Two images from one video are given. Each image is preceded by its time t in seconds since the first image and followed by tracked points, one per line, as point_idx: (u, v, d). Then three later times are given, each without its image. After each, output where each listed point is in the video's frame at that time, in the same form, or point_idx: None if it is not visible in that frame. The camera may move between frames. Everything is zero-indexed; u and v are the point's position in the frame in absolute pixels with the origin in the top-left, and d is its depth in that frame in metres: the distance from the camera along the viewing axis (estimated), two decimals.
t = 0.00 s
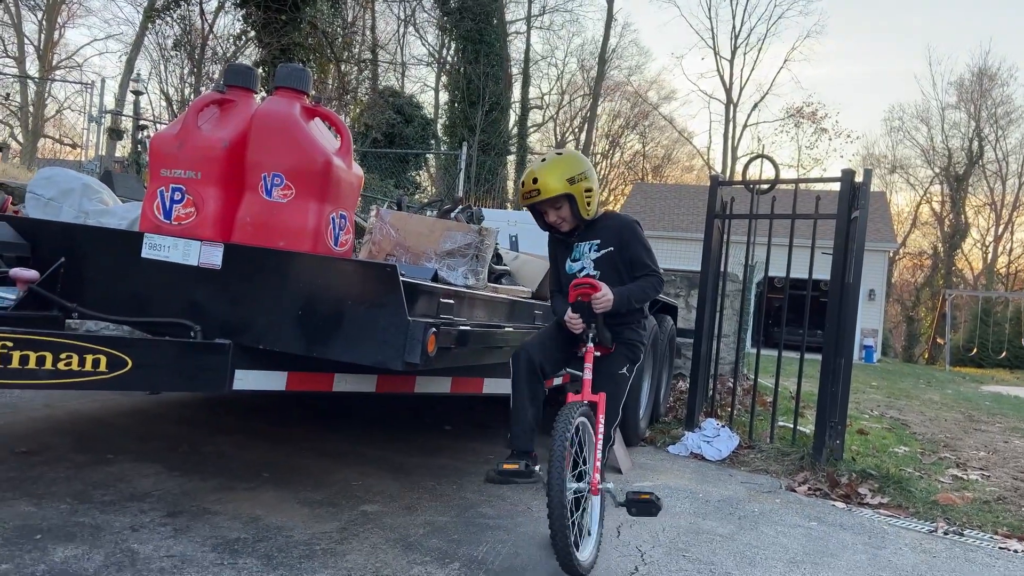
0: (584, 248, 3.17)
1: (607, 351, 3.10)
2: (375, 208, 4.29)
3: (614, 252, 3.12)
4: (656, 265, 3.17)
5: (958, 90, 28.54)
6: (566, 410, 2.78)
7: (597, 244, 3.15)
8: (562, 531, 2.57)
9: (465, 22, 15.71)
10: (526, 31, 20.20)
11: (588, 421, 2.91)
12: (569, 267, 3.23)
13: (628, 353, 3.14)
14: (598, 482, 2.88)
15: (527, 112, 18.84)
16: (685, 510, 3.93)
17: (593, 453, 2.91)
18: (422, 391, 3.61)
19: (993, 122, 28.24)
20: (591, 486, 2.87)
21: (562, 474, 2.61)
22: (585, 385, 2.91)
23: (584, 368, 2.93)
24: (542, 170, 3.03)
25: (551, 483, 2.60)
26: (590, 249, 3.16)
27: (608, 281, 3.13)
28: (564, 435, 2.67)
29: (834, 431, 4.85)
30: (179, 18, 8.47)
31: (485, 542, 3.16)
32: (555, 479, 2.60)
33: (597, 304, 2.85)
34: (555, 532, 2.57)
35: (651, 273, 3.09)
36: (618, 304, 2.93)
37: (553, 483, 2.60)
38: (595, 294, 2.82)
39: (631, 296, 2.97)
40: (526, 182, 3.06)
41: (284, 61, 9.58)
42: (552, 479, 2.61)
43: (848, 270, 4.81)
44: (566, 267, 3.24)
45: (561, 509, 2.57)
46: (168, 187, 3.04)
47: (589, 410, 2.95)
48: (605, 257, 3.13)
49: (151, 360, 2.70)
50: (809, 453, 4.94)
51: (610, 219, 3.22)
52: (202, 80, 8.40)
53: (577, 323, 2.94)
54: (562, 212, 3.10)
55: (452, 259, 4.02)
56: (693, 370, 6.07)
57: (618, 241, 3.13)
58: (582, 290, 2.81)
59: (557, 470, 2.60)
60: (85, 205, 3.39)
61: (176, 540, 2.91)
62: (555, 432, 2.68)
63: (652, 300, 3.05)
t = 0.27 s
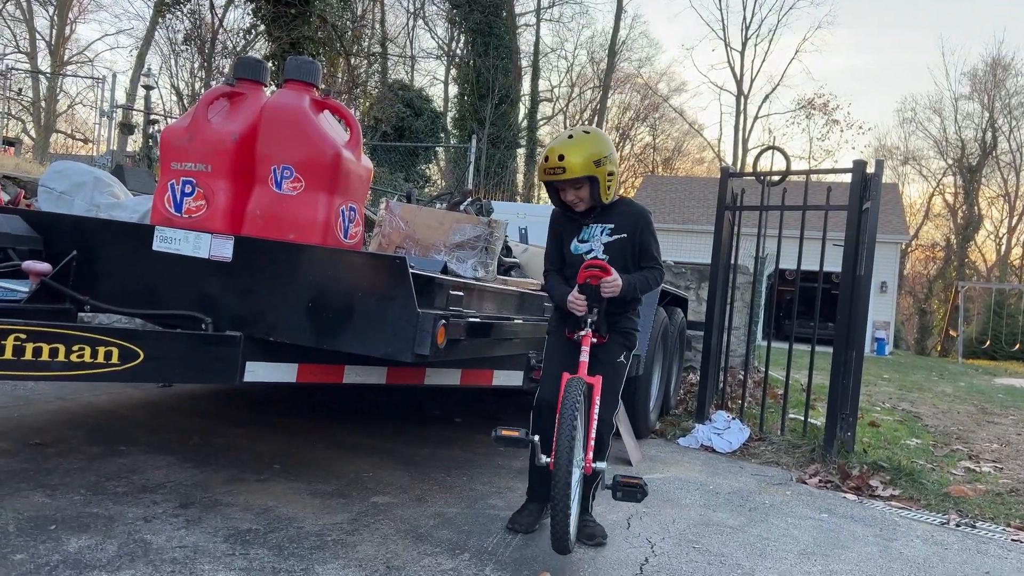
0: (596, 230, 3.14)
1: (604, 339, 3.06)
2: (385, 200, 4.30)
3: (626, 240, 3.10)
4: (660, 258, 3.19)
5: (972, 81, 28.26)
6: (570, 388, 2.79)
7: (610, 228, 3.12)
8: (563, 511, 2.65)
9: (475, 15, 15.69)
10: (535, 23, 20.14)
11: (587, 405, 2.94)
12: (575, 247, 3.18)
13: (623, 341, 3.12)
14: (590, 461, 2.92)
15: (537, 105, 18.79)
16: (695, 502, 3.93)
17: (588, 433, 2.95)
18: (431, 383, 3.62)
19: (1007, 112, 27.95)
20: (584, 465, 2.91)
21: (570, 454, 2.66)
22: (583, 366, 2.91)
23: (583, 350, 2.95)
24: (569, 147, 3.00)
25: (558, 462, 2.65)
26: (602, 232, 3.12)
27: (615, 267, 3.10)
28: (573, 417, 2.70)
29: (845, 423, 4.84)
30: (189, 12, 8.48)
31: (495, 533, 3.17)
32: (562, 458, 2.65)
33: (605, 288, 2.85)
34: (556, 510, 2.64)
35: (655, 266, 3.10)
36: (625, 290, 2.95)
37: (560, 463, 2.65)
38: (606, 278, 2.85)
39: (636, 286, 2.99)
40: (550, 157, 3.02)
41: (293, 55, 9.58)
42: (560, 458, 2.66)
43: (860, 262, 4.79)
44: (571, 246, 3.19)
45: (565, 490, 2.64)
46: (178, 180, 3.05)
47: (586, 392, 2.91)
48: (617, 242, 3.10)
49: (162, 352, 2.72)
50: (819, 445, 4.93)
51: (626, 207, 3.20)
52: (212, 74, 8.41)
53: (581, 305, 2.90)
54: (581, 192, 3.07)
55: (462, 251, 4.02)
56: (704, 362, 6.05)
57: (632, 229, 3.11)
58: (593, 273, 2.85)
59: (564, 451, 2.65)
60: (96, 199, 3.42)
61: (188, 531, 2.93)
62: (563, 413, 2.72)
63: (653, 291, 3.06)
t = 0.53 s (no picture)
0: (607, 221, 3.12)
1: (608, 333, 3.07)
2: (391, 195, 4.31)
3: (637, 234, 3.09)
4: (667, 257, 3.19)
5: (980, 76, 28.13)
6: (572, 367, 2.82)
7: (621, 221, 3.10)
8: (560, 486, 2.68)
9: (480, 11, 15.68)
10: (540, 19, 20.10)
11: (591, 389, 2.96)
12: (584, 237, 3.16)
13: (628, 335, 3.12)
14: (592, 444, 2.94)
15: (542, 101, 18.77)
16: (699, 497, 3.93)
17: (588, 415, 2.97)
18: (436, 377, 3.63)
19: (1015, 107, 27.82)
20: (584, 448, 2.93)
21: (569, 432, 2.69)
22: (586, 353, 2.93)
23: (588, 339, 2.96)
24: (593, 132, 3.04)
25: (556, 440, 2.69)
26: (613, 223, 3.11)
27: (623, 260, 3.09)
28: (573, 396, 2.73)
29: (850, 418, 4.83)
30: (195, 8, 8.50)
31: (499, 527, 3.18)
32: (561, 436, 2.69)
33: (612, 278, 2.87)
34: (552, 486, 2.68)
35: (662, 263, 3.10)
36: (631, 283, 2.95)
37: (558, 440, 2.69)
38: (613, 267, 2.88)
39: (642, 280, 2.98)
40: (574, 138, 3.06)
41: (299, 51, 9.58)
42: (558, 435, 2.69)
43: (865, 257, 4.79)
44: (580, 235, 3.17)
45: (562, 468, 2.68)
46: (184, 174, 3.07)
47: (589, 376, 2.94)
48: (628, 235, 3.09)
49: (167, 346, 2.73)
50: (824, 441, 4.92)
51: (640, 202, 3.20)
52: (218, 70, 8.42)
53: (587, 295, 2.91)
54: (599, 178, 3.08)
55: (466, 245, 4.02)
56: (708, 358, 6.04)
57: (643, 223, 3.10)
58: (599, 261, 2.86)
59: (563, 429, 2.68)
60: (102, 193, 3.43)
61: (194, 524, 2.95)
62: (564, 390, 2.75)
63: (658, 288, 3.06)
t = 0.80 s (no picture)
0: (606, 225, 3.12)
1: (607, 333, 3.06)
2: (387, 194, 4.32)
3: (635, 236, 3.09)
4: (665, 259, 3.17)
5: (979, 75, 28.12)
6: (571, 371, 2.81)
7: (619, 225, 3.10)
8: (563, 490, 2.66)
9: (479, 9, 15.67)
10: (540, 17, 20.08)
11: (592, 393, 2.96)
12: (583, 241, 3.16)
13: (627, 336, 3.12)
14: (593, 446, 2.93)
15: (542, 99, 18.74)
16: (696, 496, 3.92)
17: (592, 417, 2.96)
18: (431, 377, 3.62)
19: (1014, 106, 27.82)
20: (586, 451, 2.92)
21: (570, 435, 2.69)
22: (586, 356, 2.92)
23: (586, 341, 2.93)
24: (601, 133, 3.07)
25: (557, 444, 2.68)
26: (612, 227, 3.11)
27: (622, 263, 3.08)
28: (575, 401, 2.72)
29: (847, 418, 4.82)
30: (193, 7, 8.47)
31: (495, 527, 3.17)
32: (562, 440, 2.67)
33: (609, 278, 2.86)
34: (556, 491, 2.65)
35: (659, 266, 3.08)
36: (629, 284, 2.95)
37: (560, 443, 2.68)
38: (609, 268, 2.86)
39: (640, 281, 2.98)
40: (582, 137, 3.09)
41: (297, 49, 9.56)
42: (559, 439, 2.68)
43: (863, 255, 4.77)
44: (579, 239, 3.17)
45: (565, 473, 2.65)
46: (178, 174, 3.06)
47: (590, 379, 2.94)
48: (626, 238, 3.08)
49: (161, 346, 2.72)
50: (821, 440, 4.92)
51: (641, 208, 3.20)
52: (216, 69, 8.41)
53: (585, 296, 2.89)
54: (602, 179, 3.09)
55: (462, 245, 4.01)
56: (706, 357, 6.04)
57: (641, 227, 3.09)
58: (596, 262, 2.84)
59: (563, 433, 2.67)
60: (97, 191, 3.42)
61: (188, 524, 2.95)
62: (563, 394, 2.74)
63: (657, 291, 3.05)
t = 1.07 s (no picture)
0: (600, 227, 3.12)
1: (602, 334, 3.05)
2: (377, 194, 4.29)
3: (629, 239, 3.08)
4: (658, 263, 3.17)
5: (971, 76, 28.26)
6: (578, 375, 2.85)
7: (613, 227, 3.10)
8: (575, 488, 2.79)
9: (473, 10, 15.66)
10: (534, 18, 20.06)
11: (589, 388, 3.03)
12: (578, 243, 3.15)
13: (620, 338, 3.11)
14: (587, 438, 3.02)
15: (536, 100, 18.73)
16: (688, 498, 3.93)
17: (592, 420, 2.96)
18: (423, 379, 3.61)
19: (1006, 107, 27.96)
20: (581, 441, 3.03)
21: (582, 441, 2.75)
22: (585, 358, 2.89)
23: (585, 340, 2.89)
24: (594, 136, 3.05)
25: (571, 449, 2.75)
26: (606, 229, 3.10)
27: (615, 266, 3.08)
28: (585, 407, 2.79)
29: (839, 419, 4.83)
30: (185, 6, 8.44)
31: (487, 529, 3.16)
32: (575, 445, 2.75)
33: (609, 280, 2.85)
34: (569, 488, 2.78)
35: (653, 269, 3.08)
36: (626, 286, 2.95)
37: (573, 449, 2.76)
38: (610, 269, 2.85)
39: (636, 285, 2.98)
40: (574, 141, 3.07)
41: (290, 49, 9.53)
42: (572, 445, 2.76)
43: (854, 257, 4.78)
44: (573, 242, 3.17)
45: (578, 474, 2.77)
46: (168, 175, 3.04)
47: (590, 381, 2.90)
48: (620, 241, 3.08)
49: (150, 348, 2.70)
50: (813, 441, 4.92)
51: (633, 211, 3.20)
52: (209, 69, 8.37)
53: (584, 296, 2.85)
54: (595, 182, 3.07)
55: (454, 247, 4.00)
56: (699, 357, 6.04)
57: (635, 229, 3.09)
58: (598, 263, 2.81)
59: (578, 441, 2.74)
60: (85, 192, 3.40)
61: (177, 527, 2.93)
62: (574, 398, 2.80)
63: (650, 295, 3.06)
